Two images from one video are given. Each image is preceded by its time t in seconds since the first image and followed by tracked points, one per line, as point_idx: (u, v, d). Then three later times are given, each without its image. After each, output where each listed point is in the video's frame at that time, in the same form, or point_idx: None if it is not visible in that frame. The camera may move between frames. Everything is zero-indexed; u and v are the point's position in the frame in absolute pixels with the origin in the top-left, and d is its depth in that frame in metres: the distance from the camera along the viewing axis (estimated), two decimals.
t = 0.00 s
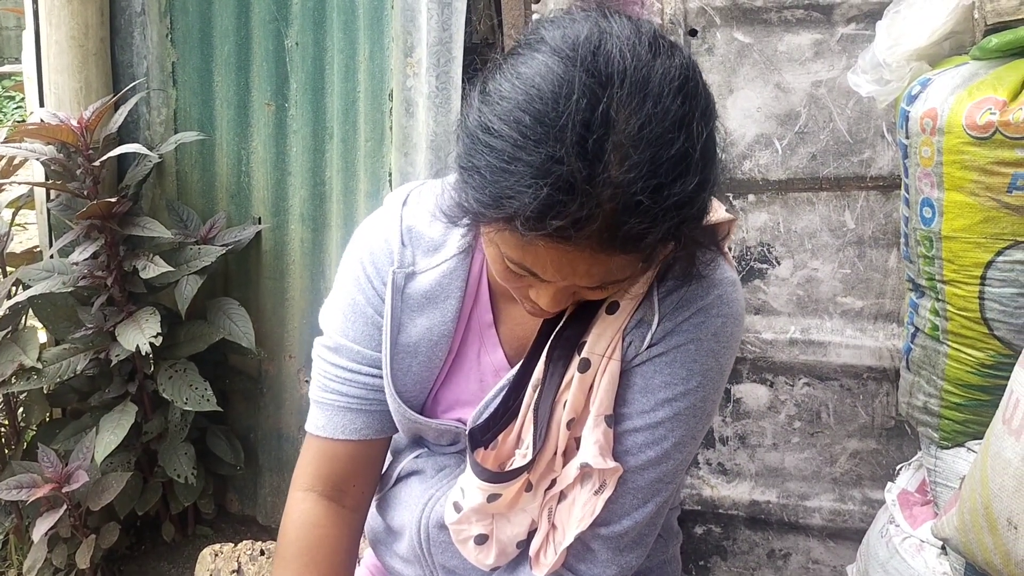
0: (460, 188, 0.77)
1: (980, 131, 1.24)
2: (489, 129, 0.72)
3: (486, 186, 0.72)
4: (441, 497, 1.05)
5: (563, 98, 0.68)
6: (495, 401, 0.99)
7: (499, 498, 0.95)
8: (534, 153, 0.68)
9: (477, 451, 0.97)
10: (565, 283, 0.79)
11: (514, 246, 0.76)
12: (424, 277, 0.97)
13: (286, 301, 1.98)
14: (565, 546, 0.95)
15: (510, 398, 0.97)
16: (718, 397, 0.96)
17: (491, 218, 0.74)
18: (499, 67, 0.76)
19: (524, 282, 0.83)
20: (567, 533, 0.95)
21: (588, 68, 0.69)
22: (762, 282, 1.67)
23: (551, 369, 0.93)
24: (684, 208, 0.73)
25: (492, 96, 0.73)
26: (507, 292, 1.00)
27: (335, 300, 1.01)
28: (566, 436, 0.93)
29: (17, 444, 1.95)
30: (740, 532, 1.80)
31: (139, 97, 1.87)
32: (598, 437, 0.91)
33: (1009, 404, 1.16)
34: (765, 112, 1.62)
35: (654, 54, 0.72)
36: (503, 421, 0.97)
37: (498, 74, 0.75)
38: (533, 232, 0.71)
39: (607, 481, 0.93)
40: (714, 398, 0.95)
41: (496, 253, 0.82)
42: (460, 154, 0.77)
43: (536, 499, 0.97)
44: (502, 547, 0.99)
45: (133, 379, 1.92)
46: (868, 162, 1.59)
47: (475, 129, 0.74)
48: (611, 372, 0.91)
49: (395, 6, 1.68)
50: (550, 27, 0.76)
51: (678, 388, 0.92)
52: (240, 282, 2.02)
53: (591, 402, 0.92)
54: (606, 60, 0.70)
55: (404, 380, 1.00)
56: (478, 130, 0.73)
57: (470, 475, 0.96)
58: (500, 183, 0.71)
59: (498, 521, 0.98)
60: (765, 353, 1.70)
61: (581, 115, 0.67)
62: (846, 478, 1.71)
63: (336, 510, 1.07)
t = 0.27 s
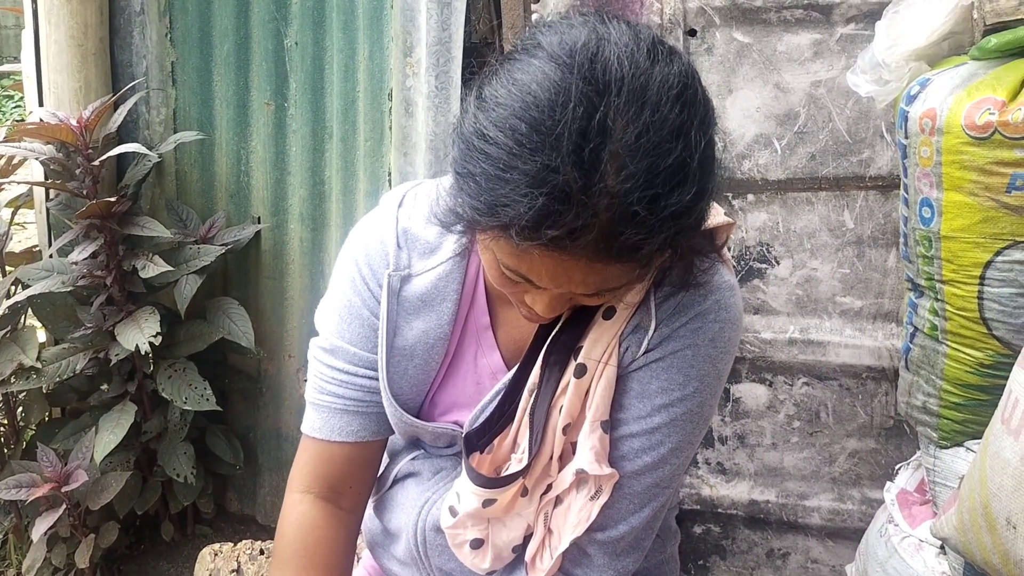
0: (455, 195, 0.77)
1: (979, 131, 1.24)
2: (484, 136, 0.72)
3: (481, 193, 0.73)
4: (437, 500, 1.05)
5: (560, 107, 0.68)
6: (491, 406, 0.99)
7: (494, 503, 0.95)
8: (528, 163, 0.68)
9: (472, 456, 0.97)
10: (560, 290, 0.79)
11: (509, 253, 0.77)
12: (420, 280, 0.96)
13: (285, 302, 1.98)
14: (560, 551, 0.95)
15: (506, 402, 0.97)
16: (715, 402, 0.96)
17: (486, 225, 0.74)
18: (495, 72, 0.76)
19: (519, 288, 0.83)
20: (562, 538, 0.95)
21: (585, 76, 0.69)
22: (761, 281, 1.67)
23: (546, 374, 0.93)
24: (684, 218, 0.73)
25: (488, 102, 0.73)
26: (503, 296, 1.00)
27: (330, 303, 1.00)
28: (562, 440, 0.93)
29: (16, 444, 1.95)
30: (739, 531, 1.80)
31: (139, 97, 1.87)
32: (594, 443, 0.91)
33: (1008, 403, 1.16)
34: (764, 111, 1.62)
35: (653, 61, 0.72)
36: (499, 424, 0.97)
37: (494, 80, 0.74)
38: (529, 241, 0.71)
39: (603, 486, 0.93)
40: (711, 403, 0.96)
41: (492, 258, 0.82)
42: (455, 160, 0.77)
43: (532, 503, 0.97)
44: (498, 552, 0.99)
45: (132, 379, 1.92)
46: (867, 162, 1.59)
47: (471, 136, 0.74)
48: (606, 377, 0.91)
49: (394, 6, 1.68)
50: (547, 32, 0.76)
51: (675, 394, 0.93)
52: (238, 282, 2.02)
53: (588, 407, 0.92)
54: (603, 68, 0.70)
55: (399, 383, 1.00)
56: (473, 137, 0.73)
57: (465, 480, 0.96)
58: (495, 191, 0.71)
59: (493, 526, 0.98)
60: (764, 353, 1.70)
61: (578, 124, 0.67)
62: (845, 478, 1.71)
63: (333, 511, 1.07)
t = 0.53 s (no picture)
0: (454, 196, 0.76)
1: (976, 128, 1.24)
2: (484, 137, 0.71)
3: (480, 194, 0.72)
4: (433, 501, 1.05)
5: (561, 107, 0.67)
6: (487, 405, 1.00)
7: (491, 504, 0.95)
8: (530, 164, 0.68)
9: (468, 457, 0.98)
10: (560, 291, 0.79)
11: (509, 255, 0.76)
12: (415, 282, 0.95)
13: (282, 301, 1.98)
14: (557, 551, 0.96)
15: (502, 402, 0.98)
16: (711, 400, 0.96)
17: (486, 226, 0.73)
18: (495, 71, 0.75)
19: (517, 289, 0.83)
20: (559, 538, 0.96)
21: (587, 76, 0.68)
22: (758, 279, 1.68)
23: (543, 375, 0.93)
24: (686, 218, 0.72)
25: (488, 102, 0.72)
26: (499, 297, 0.99)
27: (324, 302, 0.99)
28: (558, 441, 0.93)
29: (14, 442, 1.95)
30: (736, 528, 1.81)
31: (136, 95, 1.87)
32: (591, 444, 0.91)
33: (1004, 400, 1.16)
34: (762, 109, 1.63)
35: (654, 60, 0.72)
36: (496, 424, 0.98)
37: (494, 79, 0.74)
38: (530, 243, 0.71)
39: (599, 486, 0.93)
40: (707, 402, 0.96)
41: (490, 259, 0.82)
42: (454, 160, 0.76)
43: (529, 504, 0.97)
44: (495, 552, 0.99)
45: (129, 377, 1.92)
46: (863, 160, 1.59)
47: (471, 136, 0.73)
48: (603, 378, 0.91)
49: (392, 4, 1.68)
50: (547, 31, 0.75)
51: (671, 393, 0.92)
52: (236, 280, 2.02)
53: (584, 407, 0.92)
54: (605, 68, 0.69)
55: (394, 386, 0.99)
56: (472, 137, 0.73)
57: (461, 481, 0.96)
58: (495, 192, 0.71)
59: (491, 527, 0.98)
60: (761, 351, 1.71)
61: (580, 124, 0.66)
62: (842, 475, 1.71)
63: (322, 515, 1.06)
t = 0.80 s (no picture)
0: (448, 195, 0.75)
1: (969, 127, 1.24)
2: (479, 135, 0.70)
3: (475, 193, 0.71)
4: (427, 504, 1.04)
5: (557, 104, 0.66)
6: (479, 408, 0.98)
7: (485, 507, 0.95)
8: (527, 161, 0.67)
9: (461, 459, 0.97)
10: (554, 290, 0.79)
11: (504, 254, 0.76)
12: (406, 287, 0.93)
13: (278, 300, 1.98)
14: (551, 552, 0.96)
15: (495, 404, 0.96)
16: (704, 397, 0.96)
17: (482, 226, 0.72)
18: (488, 70, 0.75)
19: (511, 289, 0.83)
20: (553, 539, 0.96)
21: (582, 73, 0.68)
22: (753, 278, 1.68)
23: (535, 376, 0.93)
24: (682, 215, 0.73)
25: (482, 100, 0.72)
26: (491, 299, 0.98)
27: (311, 309, 0.97)
28: (552, 441, 0.93)
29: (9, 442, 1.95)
30: (731, 528, 1.81)
31: (132, 94, 1.87)
32: (584, 445, 0.91)
33: (997, 399, 1.16)
34: (756, 109, 1.63)
35: (649, 58, 0.71)
36: (488, 426, 0.97)
37: (488, 77, 0.73)
38: (528, 242, 0.70)
39: (593, 486, 0.93)
40: (700, 399, 0.96)
41: (483, 259, 0.81)
42: (447, 159, 0.75)
43: (524, 505, 0.97)
44: (490, 554, 0.99)
45: (125, 376, 1.92)
46: (858, 160, 1.59)
47: (465, 134, 0.72)
48: (596, 378, 0.91)
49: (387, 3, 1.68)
50: (541, 29, 0.75)
51: (663, 391, 0.92)
52: (232, 280, 2.02)
53: (578, 407, 0.92)
54: (600, 65, 0.69)
55: (385, 393, 0.97)
56: (467, 135, 0.72)
57: (454, 484, 0.96)
58: (491, 191, 0.70)
59: (485, 529, 0.98)
60: (756, 350, 1.71)
61: (576, 121, 0.65)
62: (836, 474, 1.71)
63: (305, 530, 1.03)
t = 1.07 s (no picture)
0: (443, 190, 0.75)
1: (967, 127, 1.25)
2: (474, 128, 0.70)
3: (472, 187, 0.71)
4: (423, 509, 1.04)
5: (555, 94, 0.67)
6: (471, 411, 0.98)
7: (479, 509, 0.95)
8: (527, 151, 0.66)
9: (454, 462, 0.97)
10: (554, 286, 0.79)
11: (503, 251, 0.75)
12: (397, 294, 0.93)
13: (278, 299, 1.99)
14: (545, 554, 0.96)
15: (487, 406, 0.97)
16: (697, 396, 0.97)
17: (480, 220, 0.72)
18: (481, 64, 0.75)
19: (507, 288, 0.83)
20: (546, 540, 0.96)
21: (579, 63, 0.68)
22: (752, 278, 1.68)
23: (527, 377, 0.93)
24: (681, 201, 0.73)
25: (477, 93, 0.72)
26: (483, 303, 0.98)
27: (300, 317, 0.97)
28: (545, 442, 0.93)
29: (9, 440, 1.95)
30: (730, 527, 1.81)
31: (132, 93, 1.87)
32: (576, 446, 0.92)
33: (994, 397, 1.16)
34: (755, 108, 1.63)
35: (643, 47, 0.72)
36: (481, 429, 0.97)
37: (482, 70, 0.73)
38: (530, 234, 0.69)
39: (585, 487, 0.94)
40: (694, 397, 0.96)
41: (478, 258, 0.82)
42: (441, 154, 0.74)
43: (518, 507, 0.98)
44: (486, 556, 1.00)
45: (125, 375, 1.93)
46: (856, 159, 1.59)
47: (460, 129, 0.72)
48: (588, 378, 0.92)
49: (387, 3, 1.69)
50: (534, 21, 0.75)
51: (656, 390, 0.93)
52: (231, 279, 2.02)
53: (570, 407, 0.93)
54: (595, 54, 0.69)
55: (378, 401, 0.97)
56: (461, 129, 0.71)
57: (448, 487, 0.96)
58: (489, 184, 0.69)
59: (480, 531, 0.98)
60: (755, 349, 1.71)
61: (575, 110, 0.66)
62: (835, 473, 1.72)
63: (297, 541, 1.01)
